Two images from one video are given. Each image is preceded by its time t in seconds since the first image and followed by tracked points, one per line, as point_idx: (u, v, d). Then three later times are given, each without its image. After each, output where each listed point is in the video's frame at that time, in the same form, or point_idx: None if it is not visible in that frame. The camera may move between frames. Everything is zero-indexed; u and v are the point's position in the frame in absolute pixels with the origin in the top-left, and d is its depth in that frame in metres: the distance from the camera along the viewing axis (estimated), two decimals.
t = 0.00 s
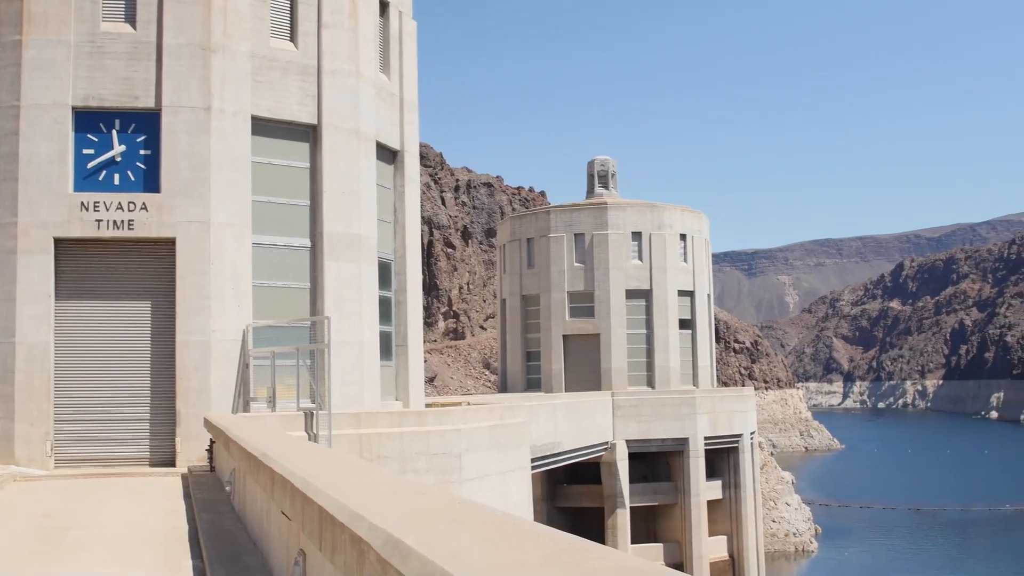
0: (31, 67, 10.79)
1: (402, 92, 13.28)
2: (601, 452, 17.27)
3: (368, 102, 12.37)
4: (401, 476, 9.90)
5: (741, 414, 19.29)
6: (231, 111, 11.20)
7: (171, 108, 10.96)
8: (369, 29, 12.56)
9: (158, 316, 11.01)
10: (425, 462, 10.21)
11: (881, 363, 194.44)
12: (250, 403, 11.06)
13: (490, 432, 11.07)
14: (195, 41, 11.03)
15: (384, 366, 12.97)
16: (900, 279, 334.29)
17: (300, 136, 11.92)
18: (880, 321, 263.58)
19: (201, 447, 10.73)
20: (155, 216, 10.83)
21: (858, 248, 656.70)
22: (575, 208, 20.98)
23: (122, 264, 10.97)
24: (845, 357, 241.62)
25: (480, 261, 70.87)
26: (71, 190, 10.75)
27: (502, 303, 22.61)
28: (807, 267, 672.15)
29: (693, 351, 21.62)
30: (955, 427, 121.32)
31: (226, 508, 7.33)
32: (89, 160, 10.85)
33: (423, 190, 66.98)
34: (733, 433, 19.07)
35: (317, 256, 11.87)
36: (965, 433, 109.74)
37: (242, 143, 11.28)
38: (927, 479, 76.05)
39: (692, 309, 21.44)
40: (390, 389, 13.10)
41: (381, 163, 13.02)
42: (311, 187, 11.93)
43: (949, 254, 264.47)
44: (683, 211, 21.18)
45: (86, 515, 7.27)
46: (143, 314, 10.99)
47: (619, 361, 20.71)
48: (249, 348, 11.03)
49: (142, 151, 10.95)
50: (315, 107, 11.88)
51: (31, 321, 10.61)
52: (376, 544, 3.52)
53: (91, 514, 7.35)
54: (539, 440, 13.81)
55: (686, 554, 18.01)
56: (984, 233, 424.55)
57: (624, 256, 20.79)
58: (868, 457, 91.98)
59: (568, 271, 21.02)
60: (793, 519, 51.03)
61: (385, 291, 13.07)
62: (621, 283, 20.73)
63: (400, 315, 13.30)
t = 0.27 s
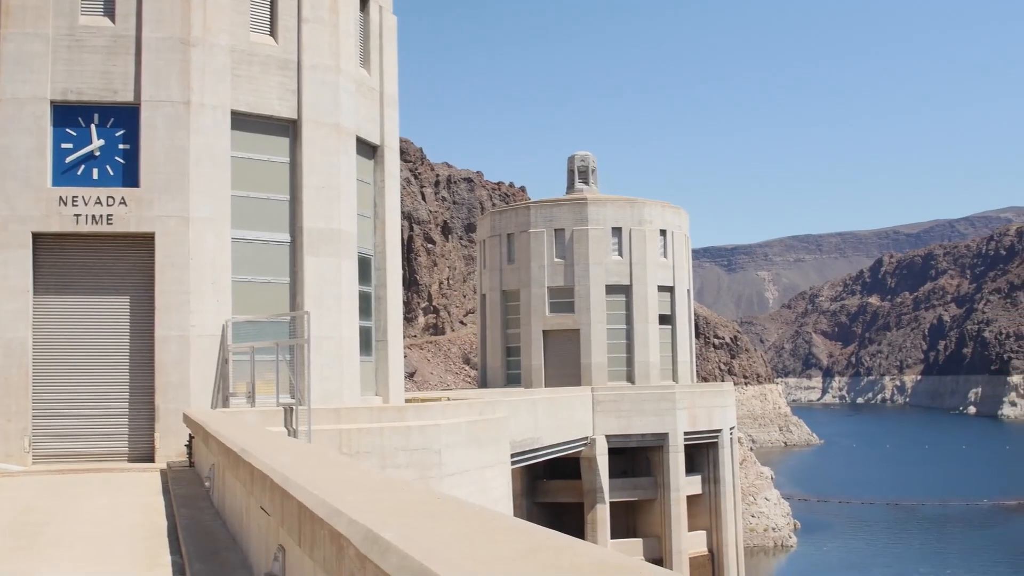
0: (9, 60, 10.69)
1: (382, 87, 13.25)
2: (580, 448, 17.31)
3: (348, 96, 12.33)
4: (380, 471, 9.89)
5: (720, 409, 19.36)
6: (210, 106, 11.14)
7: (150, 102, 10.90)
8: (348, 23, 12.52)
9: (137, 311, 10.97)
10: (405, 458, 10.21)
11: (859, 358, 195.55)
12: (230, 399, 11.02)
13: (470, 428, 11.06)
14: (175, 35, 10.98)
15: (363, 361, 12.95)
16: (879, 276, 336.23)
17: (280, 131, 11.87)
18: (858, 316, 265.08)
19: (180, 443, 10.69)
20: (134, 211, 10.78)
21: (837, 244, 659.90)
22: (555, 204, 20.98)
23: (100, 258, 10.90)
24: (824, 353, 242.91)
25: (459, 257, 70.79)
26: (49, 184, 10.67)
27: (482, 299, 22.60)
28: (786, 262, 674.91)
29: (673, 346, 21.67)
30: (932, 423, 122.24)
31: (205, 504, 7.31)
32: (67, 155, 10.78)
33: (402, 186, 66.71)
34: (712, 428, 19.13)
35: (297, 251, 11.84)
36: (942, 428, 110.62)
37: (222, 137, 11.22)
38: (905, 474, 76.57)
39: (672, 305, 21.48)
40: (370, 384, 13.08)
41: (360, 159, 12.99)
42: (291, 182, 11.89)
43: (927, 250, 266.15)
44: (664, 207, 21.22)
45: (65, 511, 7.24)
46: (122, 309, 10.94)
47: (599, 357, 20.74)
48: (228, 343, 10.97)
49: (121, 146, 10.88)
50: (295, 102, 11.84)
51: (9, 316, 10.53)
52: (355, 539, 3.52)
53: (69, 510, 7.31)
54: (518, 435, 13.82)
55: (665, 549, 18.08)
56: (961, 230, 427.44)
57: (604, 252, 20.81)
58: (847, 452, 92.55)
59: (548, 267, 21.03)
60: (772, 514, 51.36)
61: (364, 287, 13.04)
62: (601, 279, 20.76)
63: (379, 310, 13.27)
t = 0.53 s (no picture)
0: None
1: (360, 81, 13.21)
2: (558, 443, 17.37)
3: (325, 90, 12.29)
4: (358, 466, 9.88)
5: (698, 404, 19.41)
6: (187, 100, 11.08)
7: (126, 95, 10.84)
8: (326, 17, 12.47)
9: (113, 305, 10.91)
10: (383, 452, 10.19)
11: (837, 353, 196.73)
12: (206, 394, 10.98)
13: (447, 422, 11.07)
14: (151, 28, 10.92)
15: (341, 356, 12.92)
16: (856, 271, 338.07)
17: (257, 124, 11.82)
18: (836, 311, 266.61)
19: (157, 438, 10.66)
20: (110, 205, 10.72)
21: (814, 240, 663.21)
22: (532, 198, 20.98)
23: (76, 252, 10.82)
24: (802, 348, 244.07)
25: (438, 251, 70.71)
26: (24, 178, 10.57)
27: (460, 293, 22.58)
28: (764, 257, 677.75)
29: (651, 340, 21.73)
30: (907, 417, 123.12)
31: (181, 499, 7.28)
32: (43, 148, 10.70)
33: (381, 179, 66.42)
34: (690, 423, 19.19)
35: (274, 246, 11.79)
36: (918, 423, 111.43)
37: (199, 130, 11.16)
38: (881, 469, 77.11)
39: (650, 300, 21.54)
40: (347, 378, 13.07)
41: (338, 153, 12.96)
42: (269, 176, 11.85)
43: (904, 246, 267.82)
44: (641, 202, 21.26)
45: (40, 506, 7.21)
46: (98, 304, 10.89)
47: (576, 351, 20.78)
48: (205, 338, 10.93)
49: (97, 140, 10.81)
50: (272, 95, 11.78)
51: None
52: (332, 534, 3.52)
53: (44, 505, 7.28)
54: (496, 430, 13.83)
55: (643, 543, 18.15)
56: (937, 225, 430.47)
57: (582, 247, 20.84)
58: (824, 446, 93.13)
59: (526, 261, 21.04)
60: (749, 507, 51.68)
61: (342, 281, 13.01)
62: (579, 274, 20.78)
63: (357, 304, 13.23)
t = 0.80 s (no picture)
0: None
1: (336, 77, 13.19)
2: (534, 439, 17.42)
3: (301, 86, 12.26)
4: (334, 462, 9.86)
5: (673, 400, 19.44)
6: (162, 95, 11.02)
7: (100, 91, 10.77)
8: (302, 13, 12.43)
9: (87, 302, 10.84)
10: (358, 448, 10.15)
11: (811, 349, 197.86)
12: (181, 390, 10.94)
13: (423, 418, 11.06)
14: (126, 23, 10.86)
15: (316, 352, 12.90)
16: (831, 268, 340.12)
17: (233, 120, 11.75)
18: (810, 309, 268.30)
19: (131, 435, 10.60)
20: (84, 201, 10.65)
21: (788, 237, 666.69)
22: (508, 195, 20.99)
23: (48, 248, 10.72)
24: (777, 345, 245.27)
25: (414, 248, 70.53)
26: None
27: (435, 290, 22.58)
28: (738, 254, 679.56)
29: (626, 337, 21.80)
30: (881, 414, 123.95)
31: (156, 496, 7.26)
32: (17, 143, 10.61)
33: (356, 175, 66.03)
34: (665, 420, 19.24)
35: (250, 242, 11.76)
36: (891, 420, 112.24)
37: (173, 126, 11.10)
38: (855, 465, 77.64)
39: (626, 297, 21.60)
40: (323, 374, 13.05)
41: (314, 148, 12.93)
42: (244, 173, 11.81)
43: (878, 243, 269.52)
44: (617, 198, 21.36)
45: (12, 503, 7.16)
46: (71, 300, 10.82)
47: (552, 348, 20.83)
48: (180, 334, 10.88)
49: (72, 136, 10.73)
50: (248, 91, 11.73)
51: None
52: (306, 532, 3.54)
53: (16, 503, 7.24)
54: (471, 426, 13.83)
55: (618, 539, 18.21)
56: (911, 223, 433.52)
57: (557, 243, 20.87)
58: (798, 443, 93.73)
59: (501, 258, 21.04)
60: (724, 504, 52.00)
61: (317, 277, 12.99)
62: (555, 270, 20.80)
63: (333, 300, 13.20)
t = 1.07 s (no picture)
0: None
1: (312, 74, 13.16)
2: (510, 436, 17.46)
3: (277, 83, 12.22)
4: (310, 460, 9.85)
5: (649, 398, 19.52)
6: (137, 91, 10.96)
7: (75, 86, 10.69)
8: (278, 11, 12.39)
9: (62, 298, 10.77)
10: (334, 446, 10.15)
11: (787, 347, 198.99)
12: (157, 387, 10.89)
13: (399, 415, 11.07)
14: (101, 19, 10.78)
15: (291, 349, 12.88)
16: (807, 266, 341.73)
17: (208, 116, 11.71)
18: (786, 306, 269.54)
19: (105, 432, 10.54)
20: (58, 197, 10.57)
21: (764, 235, 669.92)
22: (484, 192, 20.99)
23: (22, 244, 10.64)
24: (753, 343, 246.31)
25: (390, 244, 70.38)
26: None
27: (411, 287, 22.53)
28: (714, 252, 681.99)
29: (602, 334, 21.87)
30: (855, 412, 124.81)
31: (131, 493, 7.22)
32: None
33: (333, 172, 65.73)
34: (641, 417, 19.32)
35: (225, 239, 11.72)
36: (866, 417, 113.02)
37: (149, 123, 11.03)
38: (830, 462, 78.19)
39: (602, 294, 21.67)
40: (298, 372, 13.04)
41: (290, 144, 12.90)
42: (220, 169, 11.75)
43: (853, 241, 271.31)
44: (593, 196, 21.40)
45: None
46: (46, 296, 10.74)
47: (529, 345, 20.83)
48: (155, 330, 10.83)
49: (46, 131, 10.63)
50: (223, 87, 11.70)
51: None
52: (281, 527, 3.54)
53: None
54: (447, 423, 13.83)
55: (594, 536, 18.25)
56: (886, 221, 436.17)
57: (533, 240, 20.89)
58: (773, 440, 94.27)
59: (478, 255, 21.02)
60: (699, 501, 52.22)
61: (293, 274, 12.95)
62: (531, 267, 20.83)
63: (308, 297, 13.17)
